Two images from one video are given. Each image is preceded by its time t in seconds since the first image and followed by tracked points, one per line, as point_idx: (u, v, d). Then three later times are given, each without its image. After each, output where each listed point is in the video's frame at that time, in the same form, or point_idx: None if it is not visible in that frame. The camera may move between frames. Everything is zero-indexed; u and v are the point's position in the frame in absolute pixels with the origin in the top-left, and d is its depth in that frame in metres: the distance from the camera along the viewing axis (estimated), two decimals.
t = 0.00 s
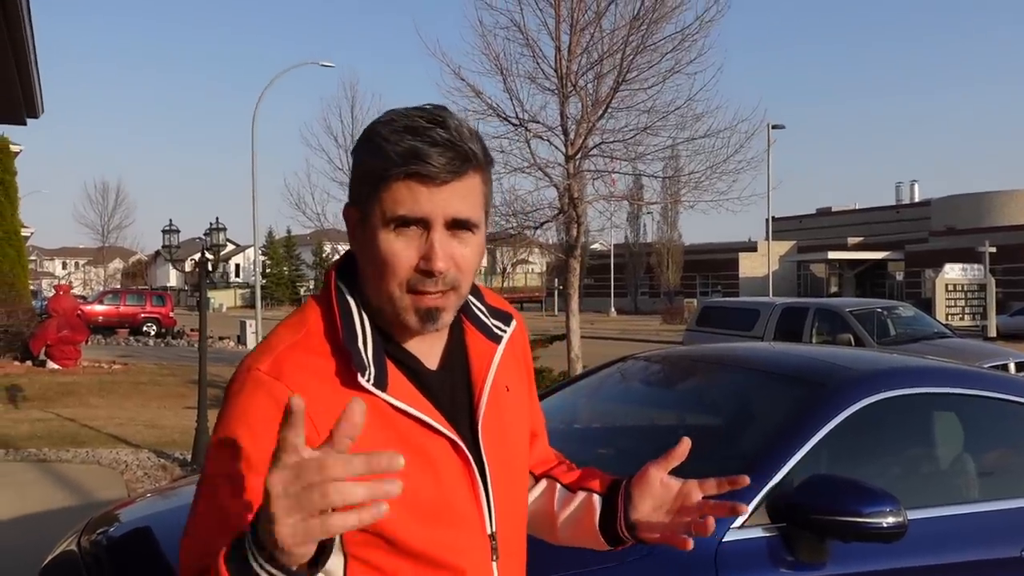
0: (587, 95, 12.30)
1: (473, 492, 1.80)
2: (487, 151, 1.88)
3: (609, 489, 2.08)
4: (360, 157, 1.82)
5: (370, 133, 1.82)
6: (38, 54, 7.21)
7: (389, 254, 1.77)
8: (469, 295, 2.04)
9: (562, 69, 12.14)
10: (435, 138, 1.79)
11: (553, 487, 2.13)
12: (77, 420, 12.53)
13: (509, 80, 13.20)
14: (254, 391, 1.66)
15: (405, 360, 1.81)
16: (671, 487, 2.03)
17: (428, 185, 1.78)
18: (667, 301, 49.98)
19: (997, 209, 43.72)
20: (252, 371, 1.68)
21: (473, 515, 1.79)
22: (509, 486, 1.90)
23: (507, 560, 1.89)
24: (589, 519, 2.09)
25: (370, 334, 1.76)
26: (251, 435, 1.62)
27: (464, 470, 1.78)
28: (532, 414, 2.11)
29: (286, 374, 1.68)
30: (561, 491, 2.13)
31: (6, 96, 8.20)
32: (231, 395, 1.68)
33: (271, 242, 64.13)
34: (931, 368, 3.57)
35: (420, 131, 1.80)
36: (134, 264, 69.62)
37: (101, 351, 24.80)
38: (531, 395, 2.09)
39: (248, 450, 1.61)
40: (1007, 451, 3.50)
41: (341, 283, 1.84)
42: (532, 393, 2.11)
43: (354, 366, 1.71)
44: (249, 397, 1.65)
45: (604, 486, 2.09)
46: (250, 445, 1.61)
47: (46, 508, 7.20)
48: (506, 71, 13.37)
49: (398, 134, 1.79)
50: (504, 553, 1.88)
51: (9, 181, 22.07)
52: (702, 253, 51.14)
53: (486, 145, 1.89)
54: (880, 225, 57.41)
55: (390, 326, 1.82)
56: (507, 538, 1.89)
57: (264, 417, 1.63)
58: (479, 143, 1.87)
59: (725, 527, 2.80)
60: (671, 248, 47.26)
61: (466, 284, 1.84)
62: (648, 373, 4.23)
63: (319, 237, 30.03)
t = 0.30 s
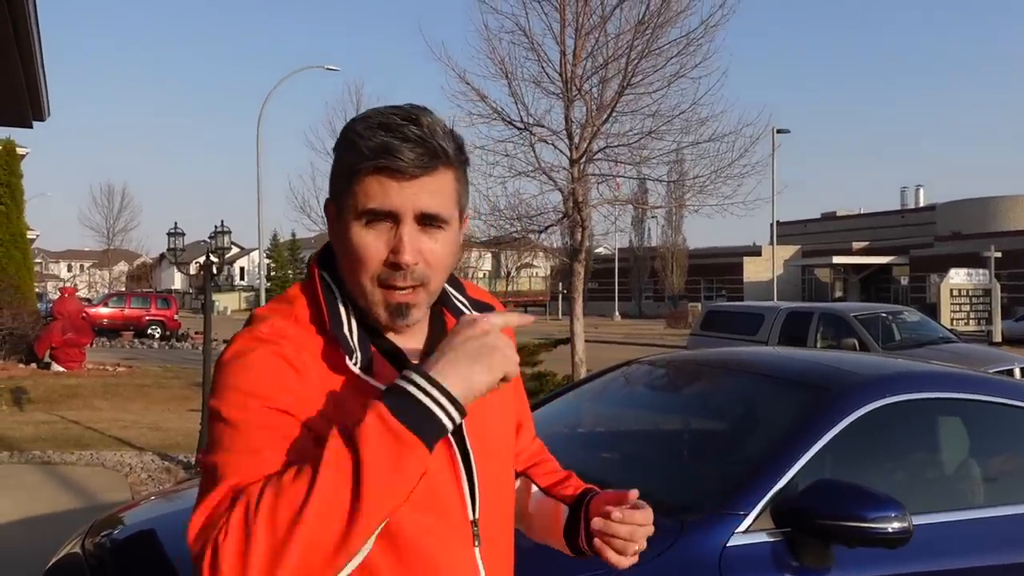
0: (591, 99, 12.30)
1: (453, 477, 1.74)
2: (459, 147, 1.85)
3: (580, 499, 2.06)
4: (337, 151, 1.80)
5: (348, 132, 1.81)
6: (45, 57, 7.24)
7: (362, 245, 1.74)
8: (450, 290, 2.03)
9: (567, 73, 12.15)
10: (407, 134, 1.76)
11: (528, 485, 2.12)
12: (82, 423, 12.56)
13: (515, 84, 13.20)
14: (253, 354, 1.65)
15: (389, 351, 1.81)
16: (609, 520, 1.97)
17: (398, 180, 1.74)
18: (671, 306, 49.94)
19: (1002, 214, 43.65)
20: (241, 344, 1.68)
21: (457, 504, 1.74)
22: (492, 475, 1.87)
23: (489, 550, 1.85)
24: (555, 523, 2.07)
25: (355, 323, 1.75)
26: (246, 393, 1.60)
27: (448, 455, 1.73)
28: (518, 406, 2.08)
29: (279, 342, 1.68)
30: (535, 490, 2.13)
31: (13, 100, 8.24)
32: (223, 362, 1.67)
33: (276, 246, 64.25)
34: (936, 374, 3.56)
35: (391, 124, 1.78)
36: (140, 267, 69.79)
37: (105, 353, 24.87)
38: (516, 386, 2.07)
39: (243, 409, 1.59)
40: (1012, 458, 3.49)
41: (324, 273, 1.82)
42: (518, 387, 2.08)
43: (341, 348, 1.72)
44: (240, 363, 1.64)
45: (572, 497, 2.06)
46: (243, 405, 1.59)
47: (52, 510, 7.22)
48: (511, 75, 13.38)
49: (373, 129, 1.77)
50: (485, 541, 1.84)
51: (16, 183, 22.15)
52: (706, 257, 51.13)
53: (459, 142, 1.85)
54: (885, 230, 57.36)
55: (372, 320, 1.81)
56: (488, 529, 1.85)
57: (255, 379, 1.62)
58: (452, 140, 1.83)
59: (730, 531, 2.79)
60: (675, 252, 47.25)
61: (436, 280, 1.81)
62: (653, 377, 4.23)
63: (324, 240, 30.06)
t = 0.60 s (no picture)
0: (594, 101, 12.31)
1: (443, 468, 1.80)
2: (465, 156, 1.86)
3: (539, 522, 2.03)
4: (349, 150, 1.80)
5: (357, 134, 1.82)
6: (49, 57, 7.24)
7: (367, 242, 1.76)
8: (444, 291, 2.03)
9: (570, 75, 12.15)
10: (417, 140, 1.77)
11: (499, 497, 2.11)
12: (84, 423, 12.55)
13: (518, 85, 13.19)
14: (263, 353, 1.64)
15: (390, 346, 1.80)
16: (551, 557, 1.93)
17: (405, 181, 1.75)
18: (673, 308, 49.88)
19: (1004, 217, 43.60)
20: (245, 341, 1.67)
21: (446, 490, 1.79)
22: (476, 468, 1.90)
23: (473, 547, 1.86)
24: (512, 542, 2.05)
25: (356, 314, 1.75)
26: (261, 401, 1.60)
27: (436, 444, 1.79)
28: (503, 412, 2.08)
29: (284, 340, 1.67)
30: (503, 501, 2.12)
31: (17, 100, 8.25)
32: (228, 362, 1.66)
33: (279, 248, 64.22)
34: (939, 377, 3.56)
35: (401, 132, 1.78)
36: (143, 268, 69.85)
37: (107, 354, 24.87)
38: (502, 389, 2.08)
39: (258, 416, 1.60)
40: (1015, 461, 3.48)
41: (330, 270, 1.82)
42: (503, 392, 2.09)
43: (343, 338, 1.71)
44: (248, 364, 1.63)
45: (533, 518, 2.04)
46: (257, 411, 1.60)
47: (53, 510, 7.22)
48: (515, 77, 13.37)
49: (383, 134, 1.78)
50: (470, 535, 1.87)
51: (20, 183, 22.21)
52: (709, 259, 51.13)
53: (466, 151, 1.86)
54: (888, 233, 57.33)
55: (370, 314, 1.79)
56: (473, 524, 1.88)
57: (266, 384, 1.62)
58: (458, 149, 1.84)
59: (733, 533, 2.78)
60: (677, 254, 47.19)
61: (436, 279, 1.81)
62: (656, 380, 4.22)
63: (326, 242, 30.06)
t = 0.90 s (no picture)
0: (594, 101, 12.31)
1: (417, 462, 1.77)
2: (473, 159, 1.86)
3: (499, 529, 2.01)
4: (363, 142, 1.81)
5: (373, 128, 1.82)
6: (49, 55, 7.23)
7: (373, 230, 1.76)
8: (438, 291, 2.02)
9: (570, 74, 12.15)
10: (431, 137, 1.78)
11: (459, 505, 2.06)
12: (81, 421, 12.54)
13: (518, 85, 13.19)
14: (241, 326, 1.64)
15: (379, 336, 1.79)
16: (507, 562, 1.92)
17: (416, 175, 1.76)
18: (671, 308, 49.91)
19: (1002, 219, 43.69)
20: (235, 312, 1.67)
21: (414, 479, 1.77)
22: (452, 462, 1.89)
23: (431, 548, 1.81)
24: (467, 548, 2.02)
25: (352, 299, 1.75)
26: (221, 370, 1.58)
27: (414, 436, 1.76)
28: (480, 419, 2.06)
29: (268, 318, 1.67)
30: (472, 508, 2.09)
31: (16, 98, 8.25)
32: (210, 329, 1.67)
33: (276, 247, 64.17)
34: (939, 377, 3.56)
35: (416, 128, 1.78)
36: (140, 265, 69.85)
37: (105, 351, 24.87)
38: (484, 393, 2.06)
39: (213, 386, 1.58)
40: (1015, 462, 3.49)
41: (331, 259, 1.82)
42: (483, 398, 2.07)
43: (333, 319, 1.71)
44: (225, 335, 1.63)
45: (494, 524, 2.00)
46: (214, 382, 1.57)
47: (51, 507, 7.21)
48: (514, 77, 13.37)
49: (399, 126, 1.79)
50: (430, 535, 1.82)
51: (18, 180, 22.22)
52: (707, 259, 51.20)
53: (474, 155, 1.87)
54: (886, 234, 57.40)
55: (368, 301, 1.79)
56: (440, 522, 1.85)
57: (232, 355, 1.59)
58: (467, 151, 1.85)
59: (732, 533, 2.77)
60: (675, 254, 47.24)
61: (437, 273, 1.81)
62: (653, 380, 4.21)
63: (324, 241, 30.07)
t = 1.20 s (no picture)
0: (594, 97, 12.28)
1: (385, 453, 1.74)
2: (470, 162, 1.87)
3: (452, 526, 1.96)
4: (370, 134, 1.75)
5: (379, 120, 1.77)
6: (47, 48, 7.20)
7: (378, 229, 1.72)
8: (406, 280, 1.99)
9: (570, 70, 12.12)
10: (441, 140, 1.77)
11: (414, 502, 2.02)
12: (79, 414, 12.53)
13: (518, 81, 13.15)
14: (216, 307, 1.59)
15: (351, 323, 1.76)
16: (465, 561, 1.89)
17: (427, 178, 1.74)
18: (671, 306, 49.95)
19: (1002, 219, 43.68)
20: (208, 293, 1.63)
21: (380, 469, 1.74)
22: (414, 454, 1.85)
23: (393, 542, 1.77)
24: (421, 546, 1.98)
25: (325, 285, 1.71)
26: (194, 350, 1.53)
27: (383, 424, 1.74)
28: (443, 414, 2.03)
29: (241, 300, 1.62)
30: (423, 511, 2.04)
31: (15, 90, 8.23)
32: (182, 310, 1.62)
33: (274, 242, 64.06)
34: (940, 376, 3.54)
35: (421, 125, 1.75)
36: (139, 259, 69.81)
37: (104, 345, 24.87)
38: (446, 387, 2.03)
39: (181, 366, 1.52)
40: (1015, 462, 3.47)
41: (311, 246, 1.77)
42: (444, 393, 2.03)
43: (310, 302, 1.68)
44: (198, 315, 1.58)
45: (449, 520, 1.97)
46: (184, 362, 1.52)
47: (48, 500, 7.20)
48: (515, 73, 13.33)
49: (403, 123, 1.75)
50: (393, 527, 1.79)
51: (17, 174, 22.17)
52: (706, 257, 51.18)
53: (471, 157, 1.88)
54: (886, 233, 57.36)
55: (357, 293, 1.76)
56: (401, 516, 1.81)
57: (205, 335, 1.55)
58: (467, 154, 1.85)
59: (731, 530, 2.75)
60: (674, 252, 47.20)
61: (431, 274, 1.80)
62: (652, 376, 4.20)
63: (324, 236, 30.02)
